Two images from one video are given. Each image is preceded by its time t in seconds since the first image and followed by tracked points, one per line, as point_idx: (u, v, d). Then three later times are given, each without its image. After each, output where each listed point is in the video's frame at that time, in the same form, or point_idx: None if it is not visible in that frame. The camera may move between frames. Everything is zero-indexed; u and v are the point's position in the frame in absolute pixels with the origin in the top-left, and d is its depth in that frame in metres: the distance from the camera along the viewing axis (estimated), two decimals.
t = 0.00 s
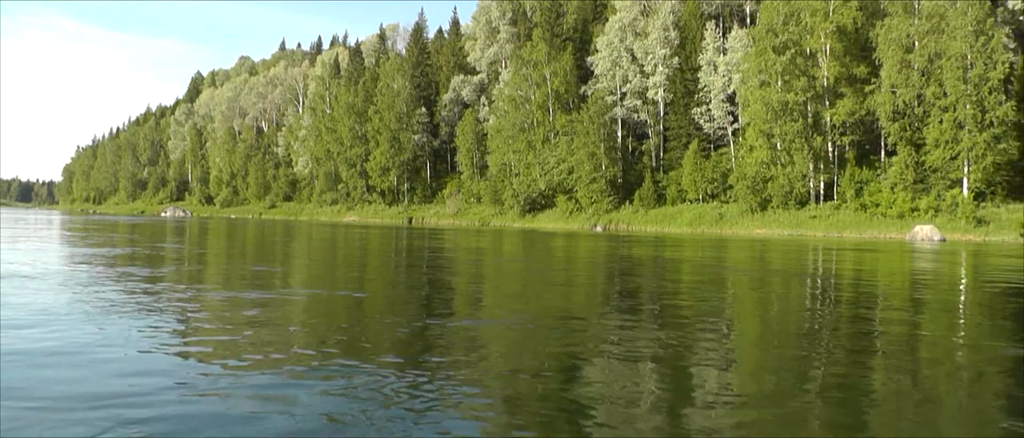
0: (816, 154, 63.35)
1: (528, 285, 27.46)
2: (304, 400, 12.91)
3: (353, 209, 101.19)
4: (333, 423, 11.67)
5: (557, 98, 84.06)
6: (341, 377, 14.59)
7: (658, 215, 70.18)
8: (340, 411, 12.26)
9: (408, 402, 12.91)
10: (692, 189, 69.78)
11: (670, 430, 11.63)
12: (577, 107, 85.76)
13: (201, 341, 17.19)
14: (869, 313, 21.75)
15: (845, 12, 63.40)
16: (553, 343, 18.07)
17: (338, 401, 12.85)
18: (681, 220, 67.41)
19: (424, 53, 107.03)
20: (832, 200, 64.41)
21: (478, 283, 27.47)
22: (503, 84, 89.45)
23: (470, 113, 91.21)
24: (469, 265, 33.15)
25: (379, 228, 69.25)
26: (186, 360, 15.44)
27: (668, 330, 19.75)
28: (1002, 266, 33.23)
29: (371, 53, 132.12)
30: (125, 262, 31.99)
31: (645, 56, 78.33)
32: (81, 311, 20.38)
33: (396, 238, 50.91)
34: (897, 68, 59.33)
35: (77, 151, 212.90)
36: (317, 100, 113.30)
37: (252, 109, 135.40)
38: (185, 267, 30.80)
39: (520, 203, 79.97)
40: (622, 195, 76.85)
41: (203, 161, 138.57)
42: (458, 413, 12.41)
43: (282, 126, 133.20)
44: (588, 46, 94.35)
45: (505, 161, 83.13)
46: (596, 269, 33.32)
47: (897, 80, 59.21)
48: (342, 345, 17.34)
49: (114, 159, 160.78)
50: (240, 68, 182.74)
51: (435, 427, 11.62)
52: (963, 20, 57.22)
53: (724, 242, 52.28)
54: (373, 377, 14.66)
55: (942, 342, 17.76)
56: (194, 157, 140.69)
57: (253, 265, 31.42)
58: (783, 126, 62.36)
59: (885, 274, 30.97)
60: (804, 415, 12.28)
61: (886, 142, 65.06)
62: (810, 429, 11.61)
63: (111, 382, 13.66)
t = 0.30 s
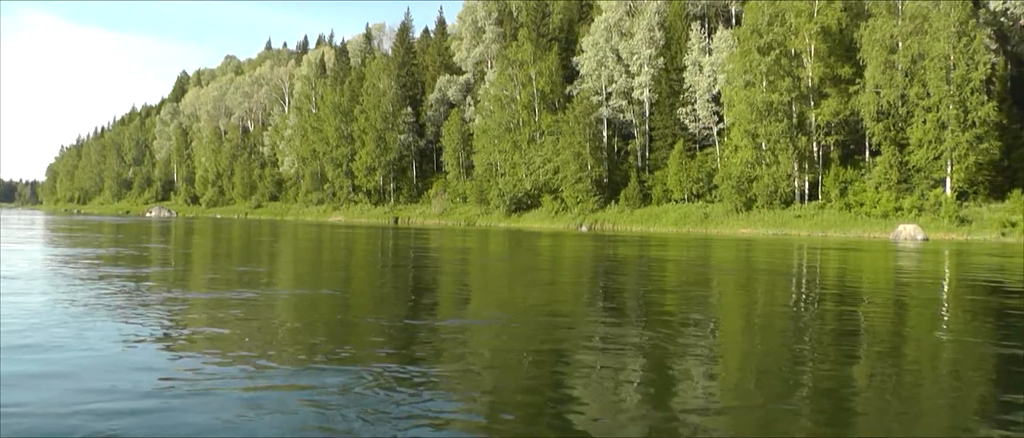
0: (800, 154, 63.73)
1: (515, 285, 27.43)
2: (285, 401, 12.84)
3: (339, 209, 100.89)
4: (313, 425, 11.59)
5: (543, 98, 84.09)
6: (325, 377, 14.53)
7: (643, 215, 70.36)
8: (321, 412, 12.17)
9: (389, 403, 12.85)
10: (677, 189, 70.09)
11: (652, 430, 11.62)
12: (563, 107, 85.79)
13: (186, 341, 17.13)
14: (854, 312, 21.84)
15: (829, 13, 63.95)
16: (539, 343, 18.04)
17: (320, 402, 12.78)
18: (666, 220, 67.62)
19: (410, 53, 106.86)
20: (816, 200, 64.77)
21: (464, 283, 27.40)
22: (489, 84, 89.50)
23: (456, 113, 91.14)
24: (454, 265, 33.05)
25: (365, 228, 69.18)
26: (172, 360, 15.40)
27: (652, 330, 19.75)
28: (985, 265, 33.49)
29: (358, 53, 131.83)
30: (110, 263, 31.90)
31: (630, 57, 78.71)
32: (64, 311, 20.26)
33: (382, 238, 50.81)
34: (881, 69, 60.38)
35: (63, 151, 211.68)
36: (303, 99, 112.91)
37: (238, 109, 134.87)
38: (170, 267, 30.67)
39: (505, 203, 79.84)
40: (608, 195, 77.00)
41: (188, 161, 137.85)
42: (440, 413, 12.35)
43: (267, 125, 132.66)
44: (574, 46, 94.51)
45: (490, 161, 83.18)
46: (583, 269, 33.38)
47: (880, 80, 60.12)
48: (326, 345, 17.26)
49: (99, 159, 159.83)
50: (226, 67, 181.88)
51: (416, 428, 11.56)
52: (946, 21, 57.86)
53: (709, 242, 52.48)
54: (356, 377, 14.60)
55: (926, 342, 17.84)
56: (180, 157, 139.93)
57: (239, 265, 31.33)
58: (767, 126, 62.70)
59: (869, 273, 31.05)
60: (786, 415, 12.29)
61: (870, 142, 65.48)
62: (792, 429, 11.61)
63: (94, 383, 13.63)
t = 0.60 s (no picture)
0: (782, 154, 64.11)
1: (499, 285, 27.41)
2: (269, 402, 12.71)
3: (323, 209, 100.45)
4: (295, 427, 11.47)
5: (527, 98, 84.01)
6: (310, 378, 14.44)
7: (627, 214, 70.51)
8: (303, 414, 12.05)
9: (374, 404, 12.76)
10: (661, 188, 70.38)
11: (638, 430, 11.58)
12: (547, 107, 85.78)
13: (171, 342, 17.00)
14: (836, 311, 21.98)
15: (812, 14, 64.39)
16: (524, 342, 18.02)
17: (305, 404, 12.67)
18: (650, 219, 67.83)
19: (394, 53, 106.55)
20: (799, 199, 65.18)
21: (449, 283, 27.31)
22: (473, 84, 89.48)
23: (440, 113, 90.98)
24: (438, 265, 32.91)
25: (349, 228, 69.00)
26: (159, 361, 15.31)
27: (637, 329, 19.75)
28: (965, 263, 33.84)
29: (342, 52, 131.38)
30: (92, 263, 31.67)
31: (614, 57, 78.89)
32: (46, 312, 20.10)
33: (366, 238, 50.55)
34: (863, 69, 60.41)
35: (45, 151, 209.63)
36: (286, 99, 112.35)
37: (222, 108, 134.10)
38: (153, 267, 30.44)
39: (489, 203, 79.70)
40: (591, 195, 77.19)
41: (172, 161, 136.78)
42: (424, 416, 12.27)
43: (251, 125, 131.93)
44: (558, 46, 94.65)
45: (474, 161, 83.13)
46: (567, 269, 33.42)
47: (863, 81, 60.27)
48: (309, 345, 17.16)
49: (81, 159, 158.46)
50: (210, 66, 180.76)
51: (399, 430, 11.44)
52: (927, 22, 58.49)
53: (692, 241, 52.65)
54: (341, 378, 14.50)
55: (908, 340, 17.98)
56: (163, 157, 138.90)
57: (222, 266, 31.15)
58: (750, 126, 63.03)
59: (851, 272, 31.23)
60: (770, 415, 12.28)
61: (852, 142, 65.96)
62: (777, 429, 11.60)
63: (78, 384, 13.52)
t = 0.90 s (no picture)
0: (767, 154, 64.48)
1: (485, 285, 27.42)
2: (252, 403, 12.64)
3: (308, 209, 100.12)
4: (282, 426, 11.48)
5: (512, 98, 84.06)
6: (295, 378, 14.40)
7: (612, 214, 70.63)
8: (289, 415, 12.02)
9: (358, 404, 12.70)
10: (646, 188, 70.67)
11: (622, 431, 11.57)
12: (532, 107, 85.77)
13: (157, 342, 16.95)
14: (820, 310, 22.18)
15: (796, 15, 65.03)
16: (511, 342, 18.08)
17: (289, 404, 12.63)
18: (635, 219, 68.03)
19: (380, 52, 106.34)
20: (783, 199, 65.55)
21: (435, 283, 27.24)
22: (458, 84, 89.47)
23: (426, 112, 90.83)
24: (423, 265, 32.81)
25: (335, 228, 68.89)
26: (147, 361, 15.32)
27: (622, 329, 19.79)
28: (947, 262, 34.28)
29: (328, 52, 130.99)
30: (76, 263, 31.49)
31: (599, 57, 79.14)
32: (31, 312, 20.00)
33: (353, 238, 50.41)
34: (847, 70, 61.22)
35: (28, 152, 207.71)
36: (272, 99, 111.83)
37: (208, 108, 133.44)
38: (139, 267, 30.32)
39: (474, 202, 79.77)
40: (577, 195, 77.34)
41: (157, 161, 136.01)
42: (408, 416, 12.24)
43: (237, 125, 131.35)
44: (544, 46, 94.69)
45: (459, 160, 83.13)
46: (552, 268, 33.52)
47: (847, 81, 61.01)
48: (294, 345, 17.09)
49: (66, 159, 157.24)
50: (195, 66, 179.66)
51: (383, 431, 11.37)
52: (909, 24, 59.18)
53: (677, 240, 52.94)
54: (326, 378, 14.45)
55: (891, 338, 18.18)
56: (148, 157, 138.05)
57: (208, 266, 31.02)
58: (735, 126, 63.41)
59: (835, 271, 31.42)
60: (754, 414, 12.34)
61: (836, 142, 66.39)
62: (760, 428, 11.63)
63: (63, 384, 13.49)
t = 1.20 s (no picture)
0: (749, 154, 64.90)
1: (470, 284, 27.42)
2: (235, 404, 12.58)
3: (292, 209, 99.69)
4: (268, 428, 11.45)
5: (495, 98, 84.01)
6: (278, 378, 14.37)
7: (595, 214, 70.74)
8: (274, 416, 12.01)
9: (342, 406, 12.66)
10: (629, 187, 70.89)
11: (606, 430, 11.61)
12: (516, 107, 85.64)
13: (142, 342, 16.90)
14: (803, 309, 22.39)
15: (778, 16, 65.33)
16: (496, 341, 18.10)
17: (274, 406, 12.59)
18: (618, 218, 68.20)
19: (364, 52, 105.99)
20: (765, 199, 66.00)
21: (419, 283, 27.14)
22: (442, 83, 89.30)
23: (410, 112, 90.62)
24: (408, 265, 32.67)
25: (319, 228, 68.67)
26: (131, 361, 15.25)
27: (606, 328, 19.83)
28: (929, 262, 34.70)
29: (312, 51, 130.45)
30: (59, 263, 31.26)
31: (583, 57, 79.31)
32: (13, 312, 19.85)
33: (337, 238, 50.16)
34: (828, 71, 61.40)
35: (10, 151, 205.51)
36: (256, 98, 111.14)
37: (192, 107, 132.67)
38: (122, 267, 30.13)
39: (458, 202, 79.76)
40: (560, 194, 77.47)
41: (140, 161, 134.95)
42: (393, 415, 12.27)
43: (221, 124, 130.58)
44: (528, 46, 94.66)
45: (443, 160, 83.08)
46: (537, 268, 33.57)
47: (829, 82, 61.27)
48: (278, 346, 17.05)
49: (47, 158, 155.67)
50: (178, 65, 178.30)
51: (366, 433, 11.33)
52: (890, 25, 59.73)
53: (660, 240, 53.19)
54: (310, 378, 14.41)
55: (873, 336, 18.36)
56: (130, 156, 136.98)
57: (192, 265, 30.86)
58: (718, 127, 63.76)
59: (817, 271, 31.69)
60: (737, 413, 12.41)
61: (818, 142, 66.89)
62: (741, 427, 11.70)
63: (43, 386, 13.42)
